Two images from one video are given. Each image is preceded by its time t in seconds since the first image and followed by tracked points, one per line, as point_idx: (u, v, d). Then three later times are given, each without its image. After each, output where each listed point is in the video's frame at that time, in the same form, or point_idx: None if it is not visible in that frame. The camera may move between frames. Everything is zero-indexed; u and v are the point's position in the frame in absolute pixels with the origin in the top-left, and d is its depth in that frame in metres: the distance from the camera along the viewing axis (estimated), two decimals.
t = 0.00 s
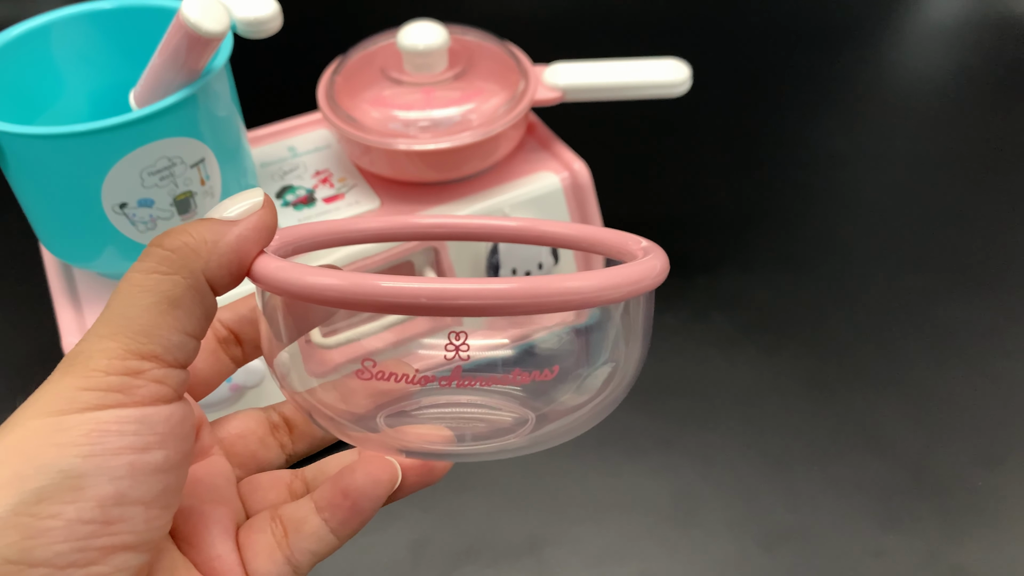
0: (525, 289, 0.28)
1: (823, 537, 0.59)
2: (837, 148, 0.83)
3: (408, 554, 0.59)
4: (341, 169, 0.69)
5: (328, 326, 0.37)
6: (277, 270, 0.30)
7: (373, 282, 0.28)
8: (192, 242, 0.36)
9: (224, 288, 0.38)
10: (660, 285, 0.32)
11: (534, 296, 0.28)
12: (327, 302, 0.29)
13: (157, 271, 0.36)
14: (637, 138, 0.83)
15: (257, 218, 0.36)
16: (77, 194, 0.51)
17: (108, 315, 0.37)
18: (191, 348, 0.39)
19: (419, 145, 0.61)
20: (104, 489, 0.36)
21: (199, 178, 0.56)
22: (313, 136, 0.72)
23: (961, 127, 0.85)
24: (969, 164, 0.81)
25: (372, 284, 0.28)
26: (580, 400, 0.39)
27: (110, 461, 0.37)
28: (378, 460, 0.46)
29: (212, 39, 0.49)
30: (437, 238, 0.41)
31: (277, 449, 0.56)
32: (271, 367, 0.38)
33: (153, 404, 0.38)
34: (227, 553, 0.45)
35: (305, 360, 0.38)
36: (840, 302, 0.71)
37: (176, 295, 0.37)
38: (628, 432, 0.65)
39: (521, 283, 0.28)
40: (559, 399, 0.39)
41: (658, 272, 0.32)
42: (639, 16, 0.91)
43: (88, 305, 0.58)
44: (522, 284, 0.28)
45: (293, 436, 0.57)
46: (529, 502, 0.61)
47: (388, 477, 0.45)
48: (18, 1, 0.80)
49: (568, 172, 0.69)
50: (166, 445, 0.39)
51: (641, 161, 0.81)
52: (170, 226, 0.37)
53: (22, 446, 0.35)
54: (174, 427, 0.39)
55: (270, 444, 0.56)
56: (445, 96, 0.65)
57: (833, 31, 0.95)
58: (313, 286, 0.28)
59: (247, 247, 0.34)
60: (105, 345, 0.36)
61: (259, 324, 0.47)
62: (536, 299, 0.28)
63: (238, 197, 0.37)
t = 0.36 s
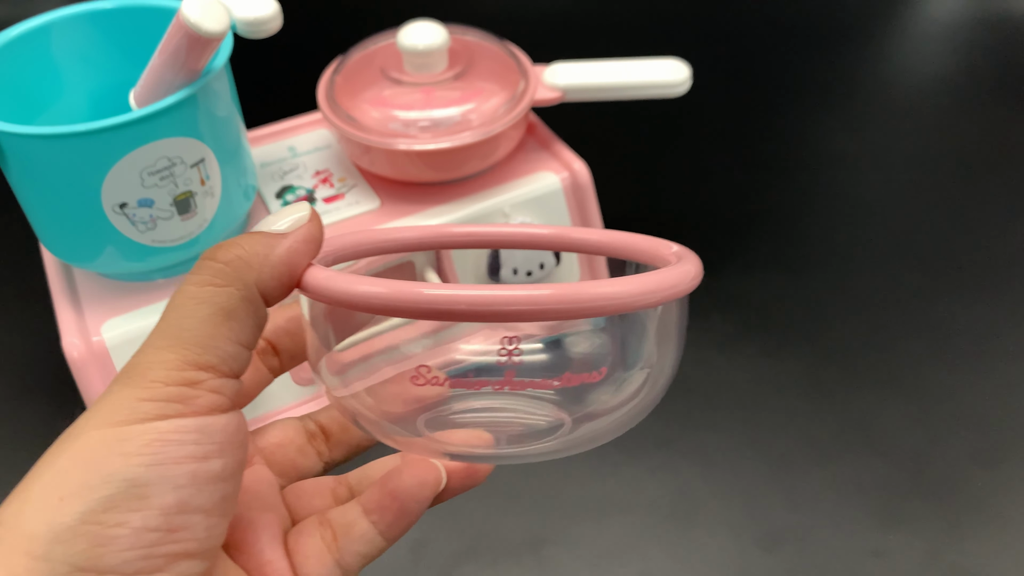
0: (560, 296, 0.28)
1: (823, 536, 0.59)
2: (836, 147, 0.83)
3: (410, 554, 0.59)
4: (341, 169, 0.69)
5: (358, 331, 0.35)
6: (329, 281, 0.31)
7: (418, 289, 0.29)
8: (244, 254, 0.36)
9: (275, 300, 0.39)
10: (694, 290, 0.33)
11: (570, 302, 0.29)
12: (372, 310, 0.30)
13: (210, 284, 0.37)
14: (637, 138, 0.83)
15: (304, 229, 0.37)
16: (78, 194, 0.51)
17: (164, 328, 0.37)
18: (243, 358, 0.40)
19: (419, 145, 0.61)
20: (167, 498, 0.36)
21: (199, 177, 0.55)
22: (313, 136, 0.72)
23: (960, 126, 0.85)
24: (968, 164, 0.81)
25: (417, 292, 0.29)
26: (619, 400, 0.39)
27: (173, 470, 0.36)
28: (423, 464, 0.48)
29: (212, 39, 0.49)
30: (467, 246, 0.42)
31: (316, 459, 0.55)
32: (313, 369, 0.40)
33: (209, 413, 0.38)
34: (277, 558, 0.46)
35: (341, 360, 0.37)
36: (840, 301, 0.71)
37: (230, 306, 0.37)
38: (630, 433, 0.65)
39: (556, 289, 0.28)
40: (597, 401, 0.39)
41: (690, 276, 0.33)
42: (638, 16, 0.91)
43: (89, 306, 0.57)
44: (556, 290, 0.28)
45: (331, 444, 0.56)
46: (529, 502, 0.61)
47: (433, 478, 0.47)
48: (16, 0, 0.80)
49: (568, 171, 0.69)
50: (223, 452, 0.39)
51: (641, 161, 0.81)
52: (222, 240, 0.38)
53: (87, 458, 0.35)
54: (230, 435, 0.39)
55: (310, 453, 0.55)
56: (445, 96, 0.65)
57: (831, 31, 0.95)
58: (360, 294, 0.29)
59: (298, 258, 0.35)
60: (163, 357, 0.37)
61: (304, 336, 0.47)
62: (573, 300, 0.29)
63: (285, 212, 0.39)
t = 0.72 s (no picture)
0: (587, 295, 0.28)
1: (822, 537, 0.59)
2: (836, 147, 0.83)
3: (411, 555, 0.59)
4: (341, 169, 0.69)
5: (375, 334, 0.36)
6: (353, 282, 0.31)
7: (442, 290, 0.29)
8: (273, 255, 0.37)
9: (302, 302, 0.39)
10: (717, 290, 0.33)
11: (595, 301, 0.29)
12: (398, 310, 0.30)
13: (240, 285, 0.37)
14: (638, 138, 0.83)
15: (332, 230, 0.37)
16: (79, 194, 0.51)
17: (195, 331, 0.37)
18: (272, 361, 0.39)
19: (419, 145, 0.61)
20: (201, 499, 0.36)
21: (199, 178, 0.55)
22: (313, 136, 0.72)
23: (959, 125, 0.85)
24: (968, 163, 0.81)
25: (441, 291, 0.29)
26: (642, 400, 0.39)
27: (206, 472, 0.36)
28: (449, 464, 0.48)
29: (212, 39, 0.49)
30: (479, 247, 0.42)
31: (339, 461, 0.55)
32: (337, 368, 0.40)
33: (241, 415, 0.38)
34: (306, 561, 0.46)
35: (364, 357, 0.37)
36: (840, 301, 0.71)
37: (259, 308, 0.37)
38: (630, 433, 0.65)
39: (579, 288, 0.28)
40: (620, 401, 0.38)
41: (713, 274, 0.33)
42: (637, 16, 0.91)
43: (89, 305, 0.57)
44: (581, 289, 0.28)
45: (354, 446, 0.56)
46: (531, 502, 0.61)
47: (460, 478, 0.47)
48: None
49: (568, 172, 0.69)
50: (255, 455, 0.38)
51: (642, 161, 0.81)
52: (250, 244, 0.38)
53: (121, 460, 0.35)
54: (261, 438, 0.39)
55: (333, 455, 0.55)
56: (445, 96, 0.65)
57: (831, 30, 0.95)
58: (387, 295, 0.29)
59: (325, 258, 0.36)
60: (193, 359, 0.36)
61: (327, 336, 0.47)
62: (594, 303, 0.29)
63: (310, 215, 0.39)
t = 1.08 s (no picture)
0: (553, 299, 0.29)
1: (820, 537, 0.59)
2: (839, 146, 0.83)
3: (408, 555, 0.59)
4: (341, 169, 0.69)
5: (352, 330, 0.36)
6: (326, 284, 0.32)
7: (413, 294, 0.29)
8: (249, 256, 0.37)
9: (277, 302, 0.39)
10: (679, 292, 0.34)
11: (562, 305, 0.29)
12: (370, 314, 0.30)
13: (216, 284, 0.37)
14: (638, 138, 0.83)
15: (307, 236, 0.37)
16: (76, 196, 0.51)
17: (172, 327, 0.37)
18: (248, 356, 0.39)
19: (419, 145, 0.61)
20: (177, 491, 0.36)
21: (199, 178, 0.55)
22: (314, 136, 0.72)
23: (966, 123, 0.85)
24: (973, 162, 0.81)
25: (411, 296, 0.29)
26: (609, 395, 0.39)
27: (181, 464, 0.36)
28: (421, 458, 0.49)
29: (212, 39, 0.49)
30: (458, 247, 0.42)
31: (312, 455, 0.55)
32: (309, 364, 0.39)
33: (217, 410, 0.38)
34: (280, 552, 0.45)
35: (342, 362, 0.38)
36: (840, 303, 0.71)
37: (235, 307, 0.37)
38: (627, 433, 0.65)
39: (547, 293, 0.29)
40: (587, 399, 0.38)
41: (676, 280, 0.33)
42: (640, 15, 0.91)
43: (89, 306, 0.57)
44: (547, 293, 0.29)
45: (327, 442, 0.56)
46: (528, 503, 0.61)
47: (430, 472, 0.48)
48: None
49: (568, 171, 0.69)
50: (230, 448, 0.38)
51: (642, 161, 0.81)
52: (228, 245, 0.38)
53: (97, 453, 0.35)
54: (237, 431, 0.39)
55: (306, 450, 0.55)
56: (446, 96, 0.65)
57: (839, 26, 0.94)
58: (357, 300, 0.30)
59: (300, 262, 0.36)
60: (170, 355, 0.36)
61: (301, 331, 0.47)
62: (560, 306, 0.29)
63: (287, 219, 0.39)
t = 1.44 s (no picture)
0: (562, 292, 0.30)
1: (822, 535, 0.59)
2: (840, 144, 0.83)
3: (410, 553, 0.59)
4: (341, 169, 0.69)
5: (357, 318, 0.37)
6: (331, 277, 0.32)
7: (421, 287, 0.29)
8: (259, 246, 0.36)
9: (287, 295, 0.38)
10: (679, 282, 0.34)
11: (570, 298, 0.30)
12: (376, 306, 0.30)
13: (226, 275, 0.37)
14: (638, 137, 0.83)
15: (317, 229, 0.37)
16: (77, 194, 0.51)
17: (182, 317, 0.37)
18: (258, 346, 0.39)
19: (419, 145, 0.61)
20: (189, 478, 0.36)
21: (199, 178, 0.55)
22: (312, 137, 0.72)
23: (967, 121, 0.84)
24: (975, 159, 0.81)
25: (418, 288, 0.29)
26: (618, 386, 0.38)
27: (194, 452, 0.36)
28: (430, 448, 0.50)
29: (212, 39, 0.49)
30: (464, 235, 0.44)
31: (323, 442, 0.55)
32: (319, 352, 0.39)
33: (228, 399, 0.38)
34: (292, 539, 0.45)
35: (350, 354, 0.38)
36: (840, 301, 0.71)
37: (246, 297, 0.37)
38: (628, 431, 0.65)
39: (556, 286, 0.30)
40: (595, 390, 0.38)
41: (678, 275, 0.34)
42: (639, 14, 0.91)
43: (88, 306, 0.57)
44: (556, 287, 0.30)
45: (337, 429, 0.56)
46: (530, 502, 0.61)
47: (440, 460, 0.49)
48: None
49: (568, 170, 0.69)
50: (241, 437, 0.38)
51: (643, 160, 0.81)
52: (238, 236, 0.38)
53: (109, 442, 0.35)
54: (247, 421, 0.39)
55: (317, 437, 0.55)
56: (445, 96, 0.65)
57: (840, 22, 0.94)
58: (364, 292, 0.30)
59: (310, 254, 0.36)
60: (181, 344, 0.36)
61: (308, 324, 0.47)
62: (568, 299, 0.30)
63: (297, 212, 0.39)
